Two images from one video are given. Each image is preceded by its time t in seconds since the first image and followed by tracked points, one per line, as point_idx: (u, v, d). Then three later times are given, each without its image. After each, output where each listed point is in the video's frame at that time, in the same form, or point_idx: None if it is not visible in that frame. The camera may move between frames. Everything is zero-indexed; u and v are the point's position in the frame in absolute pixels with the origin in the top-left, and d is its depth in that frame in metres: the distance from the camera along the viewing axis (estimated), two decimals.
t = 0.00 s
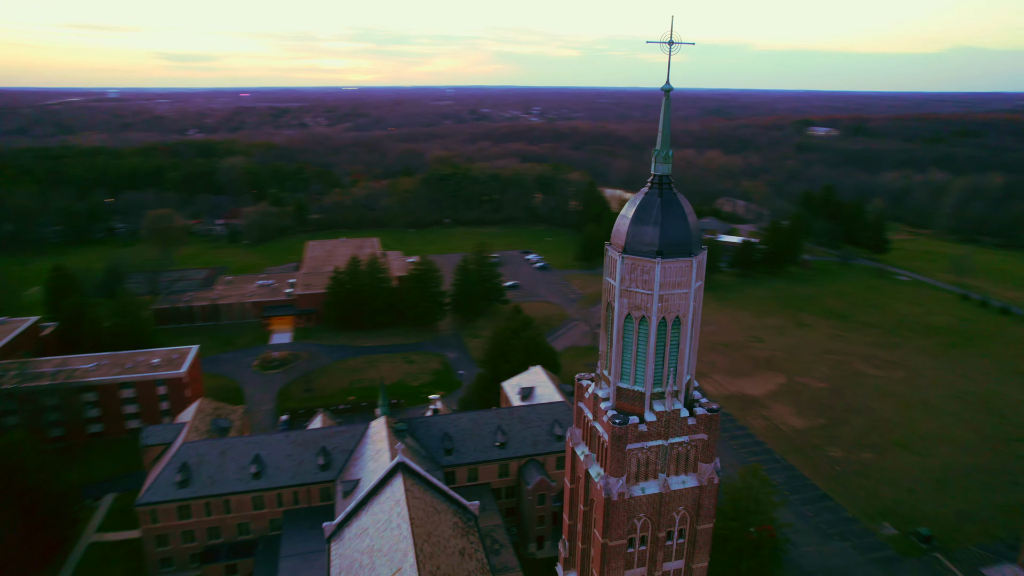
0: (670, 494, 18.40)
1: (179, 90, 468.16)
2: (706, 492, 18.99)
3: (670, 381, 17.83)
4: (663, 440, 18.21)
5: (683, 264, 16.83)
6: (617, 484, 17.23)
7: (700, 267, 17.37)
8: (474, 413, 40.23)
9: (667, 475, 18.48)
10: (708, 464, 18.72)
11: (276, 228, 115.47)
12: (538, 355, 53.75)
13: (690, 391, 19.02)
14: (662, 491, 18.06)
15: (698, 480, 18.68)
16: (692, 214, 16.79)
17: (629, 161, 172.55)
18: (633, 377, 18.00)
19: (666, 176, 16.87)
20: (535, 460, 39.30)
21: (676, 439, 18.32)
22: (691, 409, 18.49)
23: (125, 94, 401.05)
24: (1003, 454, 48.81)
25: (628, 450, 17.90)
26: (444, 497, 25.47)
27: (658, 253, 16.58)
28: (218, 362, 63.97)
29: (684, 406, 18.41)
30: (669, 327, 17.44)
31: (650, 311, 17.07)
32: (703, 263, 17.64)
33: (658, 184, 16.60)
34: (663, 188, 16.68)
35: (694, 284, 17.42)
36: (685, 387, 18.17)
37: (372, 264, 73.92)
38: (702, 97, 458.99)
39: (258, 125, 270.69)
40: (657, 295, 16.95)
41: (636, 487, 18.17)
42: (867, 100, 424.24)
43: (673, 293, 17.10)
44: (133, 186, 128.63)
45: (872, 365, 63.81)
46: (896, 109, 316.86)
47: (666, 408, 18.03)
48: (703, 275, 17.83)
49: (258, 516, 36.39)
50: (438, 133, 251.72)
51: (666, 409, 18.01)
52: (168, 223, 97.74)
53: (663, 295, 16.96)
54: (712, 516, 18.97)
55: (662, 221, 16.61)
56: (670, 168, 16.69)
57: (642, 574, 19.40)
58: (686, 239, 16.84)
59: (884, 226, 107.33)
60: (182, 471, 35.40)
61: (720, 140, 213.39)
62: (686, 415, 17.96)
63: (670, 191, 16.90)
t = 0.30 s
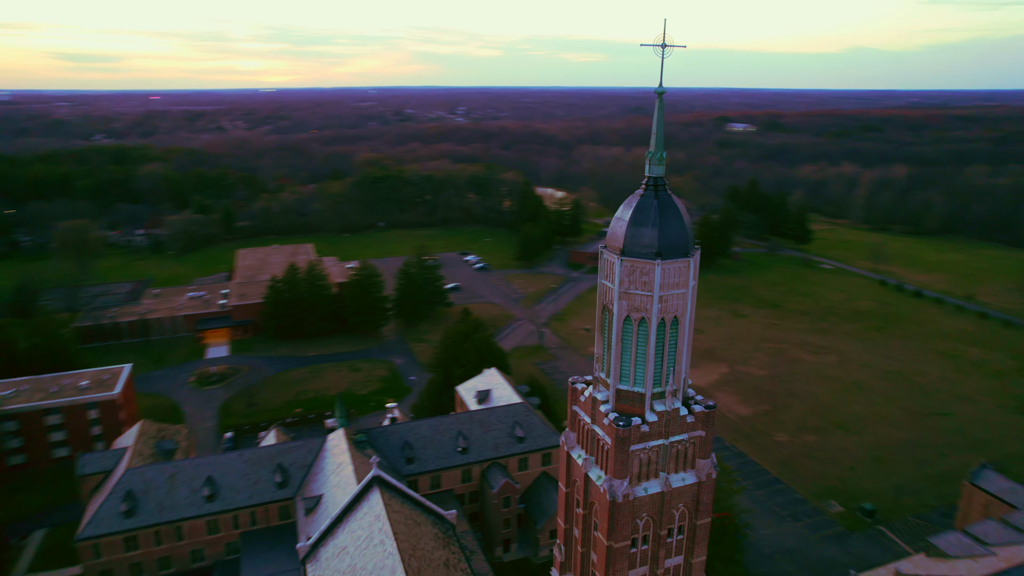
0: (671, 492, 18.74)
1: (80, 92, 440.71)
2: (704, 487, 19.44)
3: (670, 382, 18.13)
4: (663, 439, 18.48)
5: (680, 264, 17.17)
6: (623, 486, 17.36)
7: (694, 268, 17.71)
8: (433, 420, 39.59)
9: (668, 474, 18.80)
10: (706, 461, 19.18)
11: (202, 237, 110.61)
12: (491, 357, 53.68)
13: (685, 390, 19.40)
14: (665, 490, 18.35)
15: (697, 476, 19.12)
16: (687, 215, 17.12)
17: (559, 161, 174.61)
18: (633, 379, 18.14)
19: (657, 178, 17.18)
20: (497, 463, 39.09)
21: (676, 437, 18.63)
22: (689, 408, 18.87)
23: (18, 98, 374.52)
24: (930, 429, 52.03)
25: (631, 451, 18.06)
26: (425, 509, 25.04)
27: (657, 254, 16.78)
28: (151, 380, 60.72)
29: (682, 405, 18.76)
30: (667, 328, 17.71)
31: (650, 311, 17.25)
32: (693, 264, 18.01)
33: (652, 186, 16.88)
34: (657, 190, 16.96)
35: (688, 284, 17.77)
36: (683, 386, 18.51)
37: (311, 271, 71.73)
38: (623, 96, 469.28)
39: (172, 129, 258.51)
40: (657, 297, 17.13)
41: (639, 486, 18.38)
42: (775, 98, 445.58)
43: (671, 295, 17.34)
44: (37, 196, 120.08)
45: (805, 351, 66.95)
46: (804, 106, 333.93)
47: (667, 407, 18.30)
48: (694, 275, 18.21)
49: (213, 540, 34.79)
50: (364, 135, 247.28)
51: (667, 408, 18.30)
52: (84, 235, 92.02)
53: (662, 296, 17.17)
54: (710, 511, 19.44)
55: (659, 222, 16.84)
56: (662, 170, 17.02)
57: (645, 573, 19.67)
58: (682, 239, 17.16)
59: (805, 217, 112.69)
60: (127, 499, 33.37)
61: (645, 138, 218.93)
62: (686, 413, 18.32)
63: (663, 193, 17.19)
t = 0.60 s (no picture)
0: (672, 489, 19.32)
1: None
2: (702, 483, 20.14)
3: (668, 381, 18.70)
4: (664, 438, 19.04)
5: (677, 265, 17.65)
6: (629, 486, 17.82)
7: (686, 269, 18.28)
8: (393, 428, 38.93)
9: (668, 472, 19.37)
10: (702, 457, 19.88)
11: (121, 248, 104.61)
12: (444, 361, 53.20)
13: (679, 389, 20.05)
14: (667, 487, 18.92)
15: (695, 473, 19.79)
16: (681, 215, 17.64)
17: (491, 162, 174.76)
18: (633, 380, 18.61)
19: (650, 181, 17.63)
20: (460, 468, 38.66)
21: (675, 435, 19.23)
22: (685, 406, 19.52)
23: None
24: (863, 409, 54.88)
25: (634, 451, 18.54)
26: (407, 523, 24.77)
27: (656, 255, 17.18)
28: (78, 403, 57.06)
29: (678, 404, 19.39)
30: (665, 329, 18.20)
31: (650, 312, 17.66)
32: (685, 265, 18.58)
33: (647, 188, 17.31)
34: (652, 192, 17.41)
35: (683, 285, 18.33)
36: (681, 385, 19.17)
37: (247, 280, 69.07)
38: (548, 96, 473.40)
39: (76, 135, 243.09)
40: (656, 297, 17.56)
41: (642, 486, 18.87)
42: (695, 96, 459.92)
43: (668, 295, 17.82)
44: None
45: (743, 340, 69.46)
46: (720, 103, 346.40)
47: (667, 406, 18.89)
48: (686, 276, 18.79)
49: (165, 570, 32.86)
50: (287, 138, 239.94)
51: (666, 407, 18.88)
52: None
53: (662, 297, 17.63)
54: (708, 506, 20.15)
55: (657, 223, 17.26)
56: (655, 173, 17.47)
57: (647, 571, 20.19)
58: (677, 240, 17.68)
59: (733, 211, 116.92)
60: (68, 534, 30.95)
61: (573, 137, 221.78)
62: (684, 411, 18.95)
63: (658, 195, 17.65)
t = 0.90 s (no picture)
0: (672, 486, 19.81)
1: None
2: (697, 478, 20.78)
3: (666, 379, 19.18)
4: (664, 436, 19.52)
5: (675, 265, 17.99)
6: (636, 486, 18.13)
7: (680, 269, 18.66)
8: (351, 439, 38.04)
9: (668, 470, 19.84)
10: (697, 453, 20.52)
11: (32, 261, 97.77)
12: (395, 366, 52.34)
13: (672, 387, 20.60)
14: (668, 485, 19.39)
15: (691, 469, 20.39)
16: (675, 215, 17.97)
17: (422, 163, 172.96)
18: (632, 380, 18.99)
19: (645, 182, 17.88)
20: (422, 476, 37.99)
21: (673, 433, 19.74)
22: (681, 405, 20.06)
23: None
24: (801, 394, 57.40)
25: (638, 451, 18.87)
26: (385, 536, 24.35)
27: (655, 256, 17.42)
28: None
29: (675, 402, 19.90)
30: (663, 329, 18.57)
31: (649, 312, 17.97)
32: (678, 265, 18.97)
33: (643, 189, 17.55)
34: (647, 193, 17.67)
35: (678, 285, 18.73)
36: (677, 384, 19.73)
37: (179, 292, 65.85)
38: (473, 95, 472.52)
39: None
40: (655, 298, 17.86)
41: (646, 484, 19.25)
42: (616, 95, 468.58)
43: (666, 296, 18.17)
44: None
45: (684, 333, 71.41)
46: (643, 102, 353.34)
47: (666, 405, 19.35)
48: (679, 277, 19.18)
49: None
50: (205, 141, 230.24)
51: (666, 406, 19.35)
52: None
53: (661, 297, 17.96)
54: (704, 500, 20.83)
55: (654, 224, 17.48)
56: (651, 173, 17.73)
57: (648, 568, 20.65)
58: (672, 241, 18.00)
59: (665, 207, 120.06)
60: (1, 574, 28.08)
61: (503, 136, 222.26)
62: (682, 408, 19.48)
63: (652, 196, 17.90)
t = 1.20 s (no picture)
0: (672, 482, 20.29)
1: None
2: (691, 473, 21.42)
3: (664, 377, 19.51)
4: (663, 433, 19.94)
5: (672, 265, 18.30)
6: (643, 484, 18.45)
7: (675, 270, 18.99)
8: (309, 452, 36.86)
9: (667, 466, 20.31)
10: (692, 449, 21.11)
11: None
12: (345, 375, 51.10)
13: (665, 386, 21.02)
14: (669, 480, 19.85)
15: (687, 464, 20.97)
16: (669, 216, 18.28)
17: (353, 166, 169.36)
18: (631, 380, 19.20)
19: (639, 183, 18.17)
20: (386, 485, 37.17)
21: (671, 430, 20.20)
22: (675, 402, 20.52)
23: None
24: (744, 383, 59.44)
25: (641, 449, 19.19)
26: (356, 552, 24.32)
27: (654, 256, 17.67)
28: None
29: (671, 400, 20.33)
30: (661, 328, 18.79)
31: (649, 312, 18.19)
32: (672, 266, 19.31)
33: (638, 190, 17.81)
34: (642, 194, 17.95)
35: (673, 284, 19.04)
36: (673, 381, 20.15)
37: (106, 306, 62.14)
38: (399, 96, 466.19)
39: None
40: (654, 297, 18.10)
41: (649, 481, 19.61)
42: (543, 94, 471.75)
43: (664, 296, 18.41)
44: None
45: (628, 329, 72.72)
46: (570, 102, 357.47)
47: (665, 402, 19.79)
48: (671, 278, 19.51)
49: None
50: (118, 145, 218.50)
51: (664, 403, 19.77)
52: None
53: (660, 297, 18.20)
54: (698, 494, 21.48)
55: (651, 225, 17.72)
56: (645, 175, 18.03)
57: (650, 564, 21.13)
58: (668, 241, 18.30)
59: (601, 205, 121.99)
60: None
61: (433, 137, 220.38)
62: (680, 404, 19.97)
63: (647, 197, 18.19)
